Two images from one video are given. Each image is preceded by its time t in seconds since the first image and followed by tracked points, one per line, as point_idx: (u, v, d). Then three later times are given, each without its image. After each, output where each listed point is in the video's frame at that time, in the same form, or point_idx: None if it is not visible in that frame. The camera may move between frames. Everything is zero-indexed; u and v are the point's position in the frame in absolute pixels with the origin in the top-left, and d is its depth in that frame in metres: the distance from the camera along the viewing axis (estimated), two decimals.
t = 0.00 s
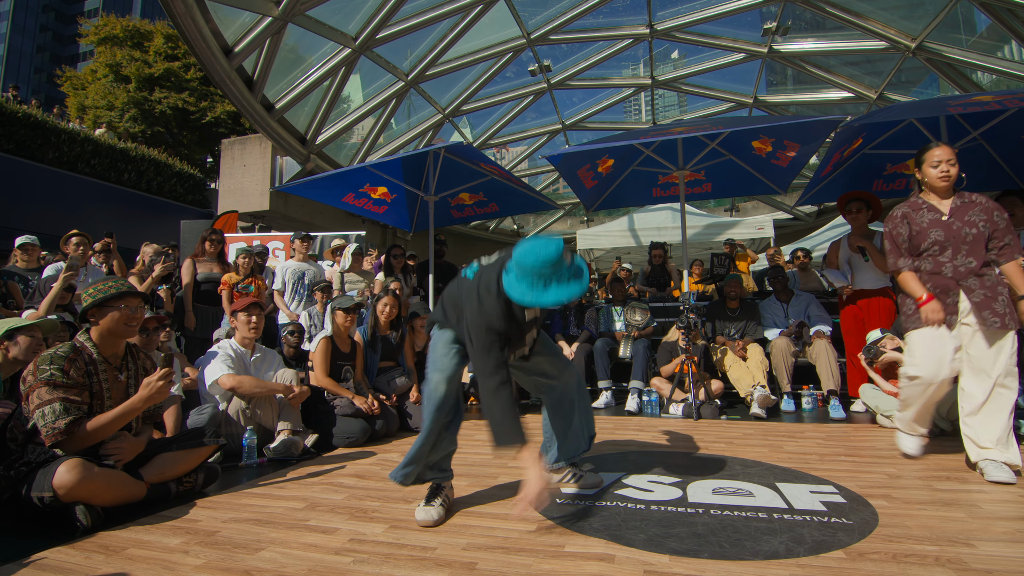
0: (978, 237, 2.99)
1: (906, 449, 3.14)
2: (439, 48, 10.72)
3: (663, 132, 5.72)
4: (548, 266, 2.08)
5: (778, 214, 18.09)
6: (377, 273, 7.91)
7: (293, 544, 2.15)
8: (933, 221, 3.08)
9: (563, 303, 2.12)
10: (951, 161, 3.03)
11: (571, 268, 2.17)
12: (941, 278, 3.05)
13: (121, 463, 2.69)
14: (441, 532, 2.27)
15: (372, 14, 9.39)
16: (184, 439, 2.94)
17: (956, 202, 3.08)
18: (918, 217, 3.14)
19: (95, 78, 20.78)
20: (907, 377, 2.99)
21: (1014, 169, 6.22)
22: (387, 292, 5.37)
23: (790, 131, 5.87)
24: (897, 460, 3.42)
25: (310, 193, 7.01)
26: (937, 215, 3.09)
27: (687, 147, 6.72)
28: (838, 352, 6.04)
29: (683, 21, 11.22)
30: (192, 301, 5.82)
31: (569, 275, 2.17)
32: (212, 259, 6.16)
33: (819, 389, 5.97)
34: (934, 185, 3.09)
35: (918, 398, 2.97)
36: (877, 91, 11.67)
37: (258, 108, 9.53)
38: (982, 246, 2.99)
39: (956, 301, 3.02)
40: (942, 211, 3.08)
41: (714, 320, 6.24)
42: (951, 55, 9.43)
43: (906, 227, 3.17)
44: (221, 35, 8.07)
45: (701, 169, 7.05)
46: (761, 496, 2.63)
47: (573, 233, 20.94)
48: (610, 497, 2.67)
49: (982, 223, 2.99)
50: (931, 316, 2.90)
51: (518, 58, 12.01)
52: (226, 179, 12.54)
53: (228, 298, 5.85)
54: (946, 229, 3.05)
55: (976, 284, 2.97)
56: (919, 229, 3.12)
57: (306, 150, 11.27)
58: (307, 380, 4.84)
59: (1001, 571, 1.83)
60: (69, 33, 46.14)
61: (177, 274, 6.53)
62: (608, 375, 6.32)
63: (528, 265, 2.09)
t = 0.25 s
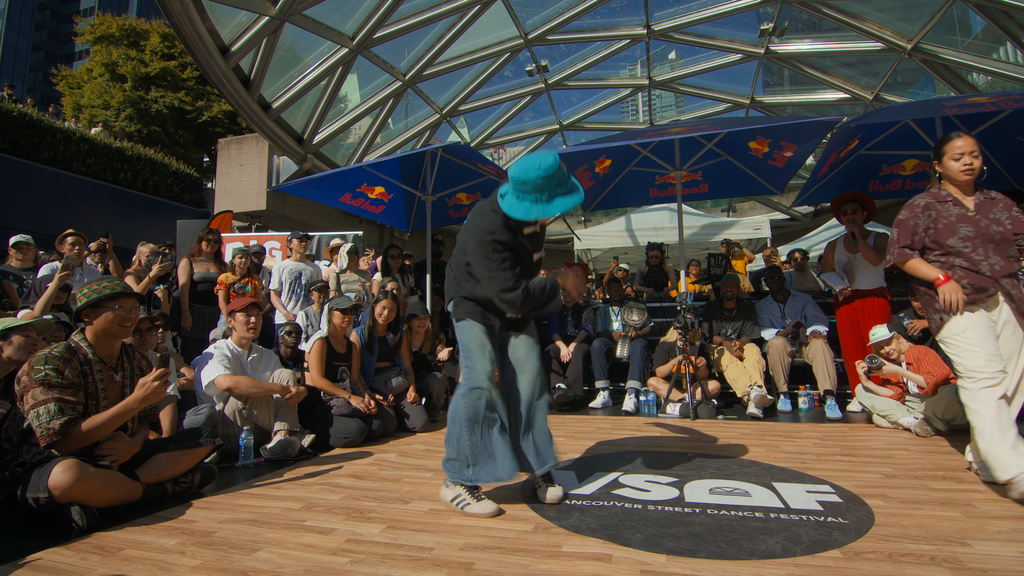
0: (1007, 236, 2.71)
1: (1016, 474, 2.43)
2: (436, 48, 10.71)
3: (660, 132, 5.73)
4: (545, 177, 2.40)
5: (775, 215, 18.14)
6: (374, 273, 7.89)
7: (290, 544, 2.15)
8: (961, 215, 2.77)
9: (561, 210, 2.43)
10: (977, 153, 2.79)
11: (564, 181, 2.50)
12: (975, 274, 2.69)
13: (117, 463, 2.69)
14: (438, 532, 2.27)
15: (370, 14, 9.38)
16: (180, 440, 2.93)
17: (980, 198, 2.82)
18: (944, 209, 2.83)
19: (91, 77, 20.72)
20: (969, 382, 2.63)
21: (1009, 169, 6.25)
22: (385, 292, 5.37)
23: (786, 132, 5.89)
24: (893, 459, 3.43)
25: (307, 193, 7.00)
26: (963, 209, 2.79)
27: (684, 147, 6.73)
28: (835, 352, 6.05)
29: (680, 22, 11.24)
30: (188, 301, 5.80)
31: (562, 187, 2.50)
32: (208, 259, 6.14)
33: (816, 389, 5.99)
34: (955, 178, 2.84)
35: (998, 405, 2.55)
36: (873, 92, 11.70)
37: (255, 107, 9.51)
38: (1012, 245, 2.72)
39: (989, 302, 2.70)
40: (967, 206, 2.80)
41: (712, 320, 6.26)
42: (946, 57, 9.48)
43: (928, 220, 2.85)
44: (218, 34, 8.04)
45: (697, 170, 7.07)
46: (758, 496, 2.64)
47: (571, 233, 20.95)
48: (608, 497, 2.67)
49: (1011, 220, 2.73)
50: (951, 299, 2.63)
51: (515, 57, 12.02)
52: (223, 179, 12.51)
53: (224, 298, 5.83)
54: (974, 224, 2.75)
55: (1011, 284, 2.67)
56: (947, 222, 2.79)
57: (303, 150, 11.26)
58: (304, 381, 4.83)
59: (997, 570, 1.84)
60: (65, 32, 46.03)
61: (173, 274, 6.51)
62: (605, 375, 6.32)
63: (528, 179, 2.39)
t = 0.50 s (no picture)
0: None
1: None
2: (431, 47, 10.70)
3: (654, 133, 5.74)
4: (532, 131, 2.46)
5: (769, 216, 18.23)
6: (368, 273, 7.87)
7: (283, 545, 2.14)
8: (986, 201, 2.68)
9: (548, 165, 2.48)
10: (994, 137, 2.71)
11: (552, 141, 2.56)
12: (1004, 266, 2.62)
13: (108, 464, 2.67)
14: (432, 533, 2.27)
15: (364, 13, 9.36)
16: (171, 441, 2.91)
17: (1000, 183, 2.74)
18: (967, 196, 2.73)
19: (83, 75, 20.56)
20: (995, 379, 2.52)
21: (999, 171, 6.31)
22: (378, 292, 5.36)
23: (779, 133, 5.92)
24: (885, 458, 3.45)
25: (301, 192, 6.97)
26: (987, 195, 2.70)
27: (678, 148, 6.75)
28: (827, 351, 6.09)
29: (675, 23, 11.28)
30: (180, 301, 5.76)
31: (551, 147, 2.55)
32: (201, 258, 6.11)
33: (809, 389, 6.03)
34: (969, 165, 2.76)
35: None
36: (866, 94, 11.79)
37: (248, 106, 9.47)
38: None
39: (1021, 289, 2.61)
40: (990, 192, 2.71)
41: (706, 320, 6.29)
42: (938, 59, 9.57)
43: (946, 209, 2.77)
44: (211, 33, 7.99)
45: (691, 170, 7.09)
46: (751, 494, 2.65)
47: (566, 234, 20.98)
48: (601, 496, 2.68)
49: None
50: (972, 286, 2.60)
51: (510, 57, 12.02)
52: (216, 178, 12.44)
53: (217, 298, 5.80)
54: (1000, 212, 2.66)
55: None
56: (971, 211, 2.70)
57: (297, 149, 11.23)
58: (297, 381, 4.82)
59: (987, 568, 1.85)
60: (56, 30, 45.69)
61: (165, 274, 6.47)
62: (599, 375, 6.33)
63: (516, 132, 2.46)
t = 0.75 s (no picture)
0: None
1: None
2: (427, 47, 10.69)
3: (650, 133, 5.74)
4: (509, 144, 2.41)
5: (764, 216, 18.31)
6: (364, 273, 7.86)
7: (278, 546, 2.13)
8: (1004, 184, 2.53)
9: (523, 177, 2.40)
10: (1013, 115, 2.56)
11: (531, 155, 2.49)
12: None
13: (102, 465, 2.65)
14: (428, 533, 2.27)
15: (360, 12, 9.34)
16: (166, 442, 2.89)
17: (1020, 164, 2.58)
18: (982, 179, 2.59)
19: (77, 74, 20.44)
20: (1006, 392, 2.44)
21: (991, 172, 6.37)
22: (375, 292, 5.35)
23: (775, 134, 5.95)
24: (879, 458, 3.47)
25: (296, 191, 6.95)
26: (1006, 177, 2.55)
27: (674, 148, 6.77)
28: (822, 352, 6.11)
29: (671, 24, 11.31)
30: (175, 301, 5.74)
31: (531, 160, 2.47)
32: (196, 258, 6.09)
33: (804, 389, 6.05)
34: (988, 146, 2.62)
35: None
36: (860, 95, 11.85)
37: (244, 105, 9.44)
38: None
39: None
40: (1009, 174, 2.56)
41: (701, 321, 6.31)
42: (932, 61, 9.63)
43: (961, 193, 2.62)
44: (206, 32, 7.95)
45: (687, 171, 7.11)
46: (746, 494, 2.66)
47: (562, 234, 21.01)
48: (597, 496, 2.68)
49: None
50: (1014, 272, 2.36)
51: (507, 57, 12.02)
52: (211, 177, 12.39)
53: (212, 298, 5.77)
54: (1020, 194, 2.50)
55: None
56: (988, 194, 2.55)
57: (292, 148, 11.20)
58: (293, 381, 4.81)
59: (980, 567, 1.86)
60: (50, 28, 45.41)
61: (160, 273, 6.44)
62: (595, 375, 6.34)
63: (492, 145, 2.41)
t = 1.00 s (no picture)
0: None
1: None
2: (427, 47, 10.70)
3: (650, 133, 5.74)
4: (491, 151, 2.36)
5: (763, 216, 18.32)
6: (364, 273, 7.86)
7: (278, 546, 2.13)
8: None
9: (503, 186, 2.35)
10: None
11: (516, 161, 2.41)
12: None
13: (102, 465, 2.65)
14: (428, 533, 2.27)
15: (360, 12, 9.34)
16: (166, 442, 2.89)
17: None
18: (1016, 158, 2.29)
19: (77, 74, 20.44)
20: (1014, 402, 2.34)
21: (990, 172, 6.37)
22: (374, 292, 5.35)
23: (774, 134, 5.95)
24: (879, 458, 3.47)
25: (296, 191, 6.95)
26: None
27: (674, 148, 6.77)
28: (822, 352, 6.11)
29: (670, 24, 11.32)
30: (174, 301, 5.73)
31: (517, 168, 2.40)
32: (196, 258, 6.10)
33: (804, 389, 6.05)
34: None
35: None
36: (860, 95, 11.86)
37: (244, 105, 9.45)
38: None
39: None
40: None
41: (701, 321, 6.31)
42: (931, 61, 9.63)
43: (994, 174, 2.34)
44: (206, 32, 7.94)
45: (687, 171, 7.11)
46: (746, 495, 2.66)
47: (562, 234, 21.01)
48: (597, 496, 2.68)
49: None
50: None
51: (506, 57, 12.03)
52: (211, 177, 12.38)
53: (212, 298, 5.77)
54: None
55: None
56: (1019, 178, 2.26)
57: (292, 148, 11.20)
58: (293, 381, 4.81)
59: (979, 567, 1.86)
60: (49, 28, 45.40)
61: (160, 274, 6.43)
62: (595, 375, 6.34)
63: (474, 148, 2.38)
